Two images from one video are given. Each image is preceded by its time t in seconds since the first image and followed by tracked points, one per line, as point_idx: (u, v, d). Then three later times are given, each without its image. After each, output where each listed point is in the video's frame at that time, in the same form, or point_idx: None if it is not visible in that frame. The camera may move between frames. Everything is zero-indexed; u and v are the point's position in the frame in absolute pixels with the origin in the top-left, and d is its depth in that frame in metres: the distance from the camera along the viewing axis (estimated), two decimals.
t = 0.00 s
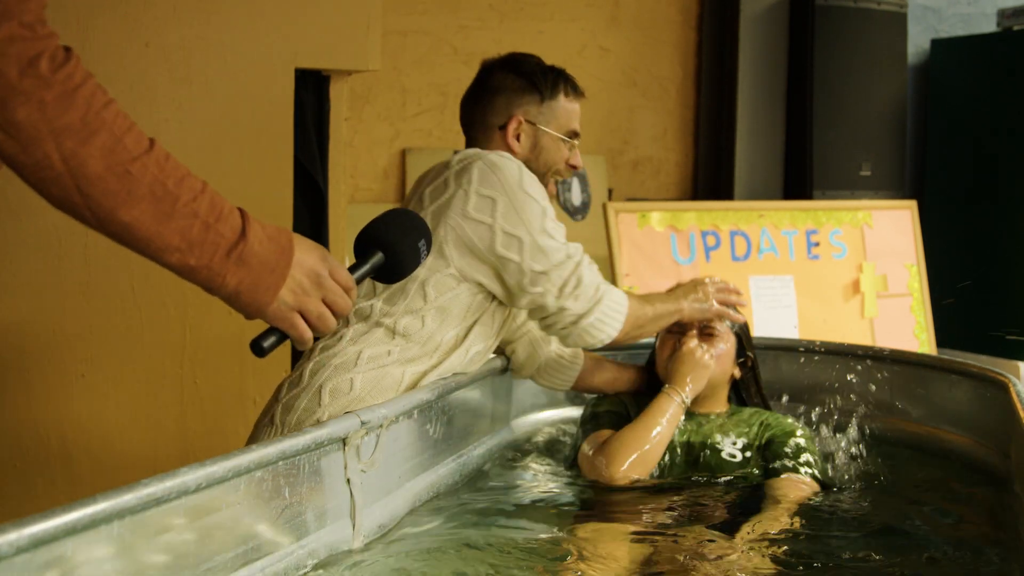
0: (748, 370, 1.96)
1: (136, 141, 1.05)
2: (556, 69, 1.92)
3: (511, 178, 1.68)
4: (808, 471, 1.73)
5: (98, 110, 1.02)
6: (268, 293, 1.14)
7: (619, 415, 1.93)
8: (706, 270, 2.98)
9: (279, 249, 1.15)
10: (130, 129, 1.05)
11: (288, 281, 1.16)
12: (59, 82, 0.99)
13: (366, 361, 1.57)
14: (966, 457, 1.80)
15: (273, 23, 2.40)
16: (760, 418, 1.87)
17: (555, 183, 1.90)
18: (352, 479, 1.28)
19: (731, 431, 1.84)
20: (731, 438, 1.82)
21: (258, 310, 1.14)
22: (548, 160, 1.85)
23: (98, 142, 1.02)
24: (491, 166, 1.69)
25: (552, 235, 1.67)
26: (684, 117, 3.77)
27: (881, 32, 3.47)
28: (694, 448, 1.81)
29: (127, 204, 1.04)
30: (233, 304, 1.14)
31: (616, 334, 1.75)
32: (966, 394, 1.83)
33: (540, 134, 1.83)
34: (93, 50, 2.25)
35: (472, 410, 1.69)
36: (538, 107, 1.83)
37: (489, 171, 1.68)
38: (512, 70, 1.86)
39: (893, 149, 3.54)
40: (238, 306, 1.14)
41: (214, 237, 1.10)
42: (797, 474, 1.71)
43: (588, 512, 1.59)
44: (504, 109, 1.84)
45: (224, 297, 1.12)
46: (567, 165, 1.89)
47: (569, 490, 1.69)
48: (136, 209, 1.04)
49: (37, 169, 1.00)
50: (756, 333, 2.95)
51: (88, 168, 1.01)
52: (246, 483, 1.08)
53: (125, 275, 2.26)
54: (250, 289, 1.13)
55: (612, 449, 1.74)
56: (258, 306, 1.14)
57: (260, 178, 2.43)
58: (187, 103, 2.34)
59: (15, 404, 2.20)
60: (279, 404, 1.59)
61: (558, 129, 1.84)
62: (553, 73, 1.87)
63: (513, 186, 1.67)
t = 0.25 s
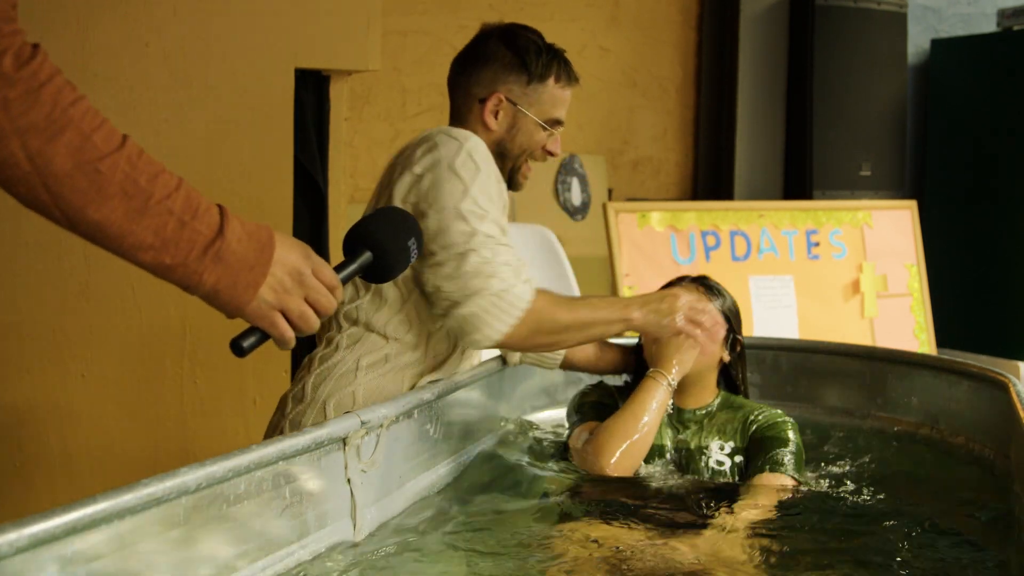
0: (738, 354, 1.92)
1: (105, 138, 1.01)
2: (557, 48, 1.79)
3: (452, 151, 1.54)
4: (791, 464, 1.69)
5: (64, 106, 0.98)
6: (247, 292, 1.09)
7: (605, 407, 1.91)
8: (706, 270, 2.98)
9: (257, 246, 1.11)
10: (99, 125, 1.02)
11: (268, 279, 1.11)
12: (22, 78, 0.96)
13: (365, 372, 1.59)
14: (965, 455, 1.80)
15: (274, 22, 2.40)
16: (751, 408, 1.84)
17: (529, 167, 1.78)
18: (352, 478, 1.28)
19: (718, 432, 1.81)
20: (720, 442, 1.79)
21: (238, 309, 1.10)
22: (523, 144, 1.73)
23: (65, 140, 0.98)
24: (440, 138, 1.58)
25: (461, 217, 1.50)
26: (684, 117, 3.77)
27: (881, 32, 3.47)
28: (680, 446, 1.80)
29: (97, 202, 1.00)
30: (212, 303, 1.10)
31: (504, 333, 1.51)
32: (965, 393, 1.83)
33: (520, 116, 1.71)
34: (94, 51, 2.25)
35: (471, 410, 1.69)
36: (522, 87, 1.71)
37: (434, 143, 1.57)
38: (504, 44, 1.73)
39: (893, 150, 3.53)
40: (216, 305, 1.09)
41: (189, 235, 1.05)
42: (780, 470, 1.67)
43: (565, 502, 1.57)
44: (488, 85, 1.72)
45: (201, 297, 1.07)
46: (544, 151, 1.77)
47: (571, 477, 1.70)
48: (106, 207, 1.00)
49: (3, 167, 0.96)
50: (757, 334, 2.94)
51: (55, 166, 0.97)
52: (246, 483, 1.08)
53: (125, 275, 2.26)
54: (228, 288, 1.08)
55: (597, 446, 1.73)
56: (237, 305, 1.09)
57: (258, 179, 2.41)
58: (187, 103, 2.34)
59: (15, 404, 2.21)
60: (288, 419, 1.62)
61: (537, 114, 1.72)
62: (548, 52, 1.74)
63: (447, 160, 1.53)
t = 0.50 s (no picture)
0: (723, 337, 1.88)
1: (71, 137, 0.99)
2: (532, 24, 1.71)
3: (384, 153, 1.55)
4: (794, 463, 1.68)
5: (27, 106, 0.96)
6: (217, 290, 1.07)
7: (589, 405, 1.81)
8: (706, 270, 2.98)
9: (228, 243, 1.08)
10: (67, 123, 0.99)
11: (239, 278, 1.08)
12: None
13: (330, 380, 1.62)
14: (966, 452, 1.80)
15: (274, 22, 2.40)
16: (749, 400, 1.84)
17: (501, 154, 1.75)
18: (352, 479, 1.28)
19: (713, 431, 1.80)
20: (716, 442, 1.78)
21: (210, 308, 1.07)
22: (491, 133, 1.70)
23: (27, 140, 0.96)
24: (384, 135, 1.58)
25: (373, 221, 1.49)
26: (684, 117, 3.77)
27: (881, 32, 3.47)
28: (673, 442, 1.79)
29: (62, 202, 0.98)
30: (184, 302, 1.07)
31: (394, 346, 1.48)
32: (967, 394, 1.84)
33: (486, 105, 1.67)
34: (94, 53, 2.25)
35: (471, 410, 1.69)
36: (489, 75, 1.66)
37: (374, 141, 1.58)
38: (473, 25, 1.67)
39: (893, 150, 3.54)
40: (187, 304, 1.07)
41: (158, 233, 1.03)
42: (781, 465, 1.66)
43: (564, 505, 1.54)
44: (453, 69, 1.67)
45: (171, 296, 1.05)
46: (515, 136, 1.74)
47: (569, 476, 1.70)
48: (72, 207, 0.99)
49: None
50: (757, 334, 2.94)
51: (17, 167, 0.95)
52: (246, 483, 1.08)
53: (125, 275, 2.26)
54: (198, 287, 1.06)
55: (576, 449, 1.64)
56: (207, 305, 1.07)
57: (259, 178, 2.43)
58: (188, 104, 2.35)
59: (16, 405, 2.21)
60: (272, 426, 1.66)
61: (502, 104, 1.67)
62: (520, 32, 1.67)
63: (375, 161, 1.55)
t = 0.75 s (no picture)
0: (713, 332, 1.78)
1: (57, 137, 0.99)
2: (490, 10, 1.64)
3: (326, 167, 1.51)
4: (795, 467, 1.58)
5: (13, 105, 0.97)
6: (206, 289, 1.07)
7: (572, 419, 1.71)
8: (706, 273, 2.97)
9: (216, 243, 1.08)
10: (53, 124, 1.00)
11: (228, 277, 1.09)
12: None
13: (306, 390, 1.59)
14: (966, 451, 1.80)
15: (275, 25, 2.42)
16: (740, 392, 1.73)
17: (467, 148, 1.69)
18: (351, 482, 1.28)
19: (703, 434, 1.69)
20: (707, 446, 1.68)
21: (198, 307, 1.07)
22: (451, 129, 1.65)
23: (13, 139, 0.96)
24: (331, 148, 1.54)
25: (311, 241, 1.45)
26: (684, 120, 3.78)
27: (881, 34, 3.47)
28: (662, 450, 1.69)
29: (48, 202, 0.98)
30: (173, 302, 1.08)
31: (333, 371, 1.46)
32: (965, 396, 1.84)
33: (443, 100, 1.63)
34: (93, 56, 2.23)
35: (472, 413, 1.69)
36: (443, 70, 1.61)
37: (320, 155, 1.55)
38: (425, 18, 1.62)
39: (892, 153, 3.55)
40: (176, 303, 1.08)
41: (146, 233, 1.03)
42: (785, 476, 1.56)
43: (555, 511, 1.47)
44: (406, 67, 1.63)
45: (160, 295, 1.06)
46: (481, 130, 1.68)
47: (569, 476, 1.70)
48: (58, 207, 0.99)
49: None
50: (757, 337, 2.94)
51: (3, 166, 0.96)
52: (246, 485, 1.08)
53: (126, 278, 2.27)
54: (187, 286, 1.06)
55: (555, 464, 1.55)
56: (197, 305, 1.07)
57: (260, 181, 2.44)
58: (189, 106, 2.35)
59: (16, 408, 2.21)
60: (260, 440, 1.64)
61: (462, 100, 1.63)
62: (474, 21, 1.60)
63: (318, 175, 1.51)
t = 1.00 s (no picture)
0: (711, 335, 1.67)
1: (44, 141, 0.98)
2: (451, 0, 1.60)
3: (286, 183, 1.48)
4: (799, 475, 1.51)
5: None
6: (196, 291, 1.05)
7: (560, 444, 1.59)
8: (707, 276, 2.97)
9: (206, 244, 1.06)
10: (39, 127, 0.98)
11: (217, 279, 1.07)
12: None
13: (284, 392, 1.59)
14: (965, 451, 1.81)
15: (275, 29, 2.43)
16: (733, 395, 1.62)
17: (447, 144, 1.66)
18: (352, 486, 1.28)
19: (699, 445, 1.58)
20: (705, 458, 1.57)
21: (188, 309, 1.06)
22: (426, 127, 1.63)
23: None
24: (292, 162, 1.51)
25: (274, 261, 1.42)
26: (684, 123, 3.78)
27: (881, 39, 3.48)
28: (658, 465, 1.57)
29: (35, 207, 0.97)
30: (164, 304, 1.06)
31: (301, 393, 1.44)
32: (965, 399, 1.85)
33: (412, 99, 1.60)
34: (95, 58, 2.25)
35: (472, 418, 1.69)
36: (408, 67, 1.59)
37: (281, 171, 1.52)
38: (384, 17, 1.59)
39: (892, 157, 3.55)
40: (165, 307, 1.06)
41: (133, 236, 1.02)
42: (792, 488, 1.49)
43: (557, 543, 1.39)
44: (372, 68, 1.61)
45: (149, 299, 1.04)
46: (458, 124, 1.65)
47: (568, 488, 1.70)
48: (46, 212, 0.97)
49: None
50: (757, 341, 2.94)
51: None
52: (246, 489, 1.08)
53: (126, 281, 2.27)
54: (176, 289, 1.04)
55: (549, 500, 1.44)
56: (187, 308, 1.05)
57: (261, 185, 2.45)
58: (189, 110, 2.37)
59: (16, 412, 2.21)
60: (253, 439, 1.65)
61: (432, 93, 1.60)
62: (434, 13, 1.57)
63: (278, 193, 1.48)
